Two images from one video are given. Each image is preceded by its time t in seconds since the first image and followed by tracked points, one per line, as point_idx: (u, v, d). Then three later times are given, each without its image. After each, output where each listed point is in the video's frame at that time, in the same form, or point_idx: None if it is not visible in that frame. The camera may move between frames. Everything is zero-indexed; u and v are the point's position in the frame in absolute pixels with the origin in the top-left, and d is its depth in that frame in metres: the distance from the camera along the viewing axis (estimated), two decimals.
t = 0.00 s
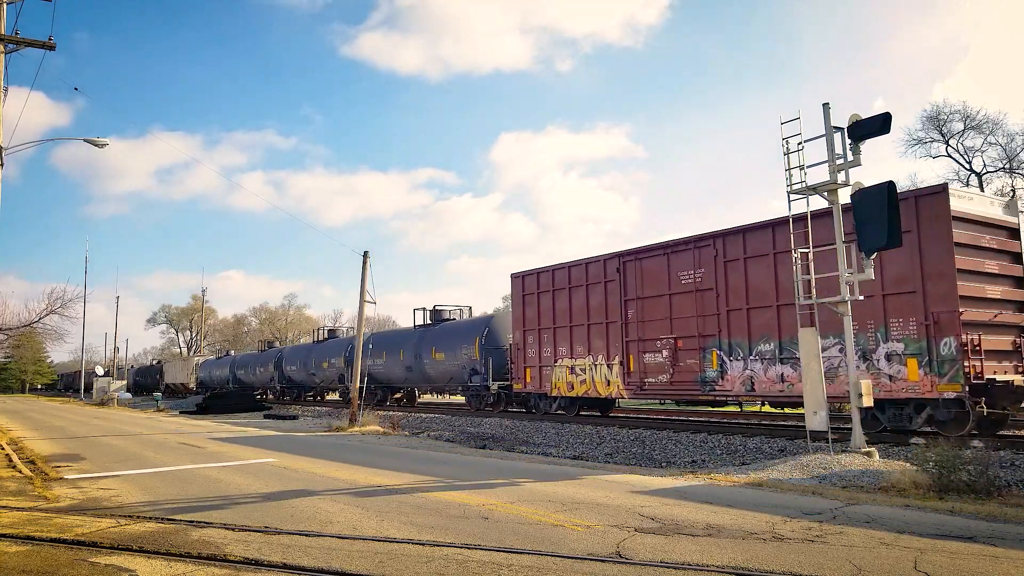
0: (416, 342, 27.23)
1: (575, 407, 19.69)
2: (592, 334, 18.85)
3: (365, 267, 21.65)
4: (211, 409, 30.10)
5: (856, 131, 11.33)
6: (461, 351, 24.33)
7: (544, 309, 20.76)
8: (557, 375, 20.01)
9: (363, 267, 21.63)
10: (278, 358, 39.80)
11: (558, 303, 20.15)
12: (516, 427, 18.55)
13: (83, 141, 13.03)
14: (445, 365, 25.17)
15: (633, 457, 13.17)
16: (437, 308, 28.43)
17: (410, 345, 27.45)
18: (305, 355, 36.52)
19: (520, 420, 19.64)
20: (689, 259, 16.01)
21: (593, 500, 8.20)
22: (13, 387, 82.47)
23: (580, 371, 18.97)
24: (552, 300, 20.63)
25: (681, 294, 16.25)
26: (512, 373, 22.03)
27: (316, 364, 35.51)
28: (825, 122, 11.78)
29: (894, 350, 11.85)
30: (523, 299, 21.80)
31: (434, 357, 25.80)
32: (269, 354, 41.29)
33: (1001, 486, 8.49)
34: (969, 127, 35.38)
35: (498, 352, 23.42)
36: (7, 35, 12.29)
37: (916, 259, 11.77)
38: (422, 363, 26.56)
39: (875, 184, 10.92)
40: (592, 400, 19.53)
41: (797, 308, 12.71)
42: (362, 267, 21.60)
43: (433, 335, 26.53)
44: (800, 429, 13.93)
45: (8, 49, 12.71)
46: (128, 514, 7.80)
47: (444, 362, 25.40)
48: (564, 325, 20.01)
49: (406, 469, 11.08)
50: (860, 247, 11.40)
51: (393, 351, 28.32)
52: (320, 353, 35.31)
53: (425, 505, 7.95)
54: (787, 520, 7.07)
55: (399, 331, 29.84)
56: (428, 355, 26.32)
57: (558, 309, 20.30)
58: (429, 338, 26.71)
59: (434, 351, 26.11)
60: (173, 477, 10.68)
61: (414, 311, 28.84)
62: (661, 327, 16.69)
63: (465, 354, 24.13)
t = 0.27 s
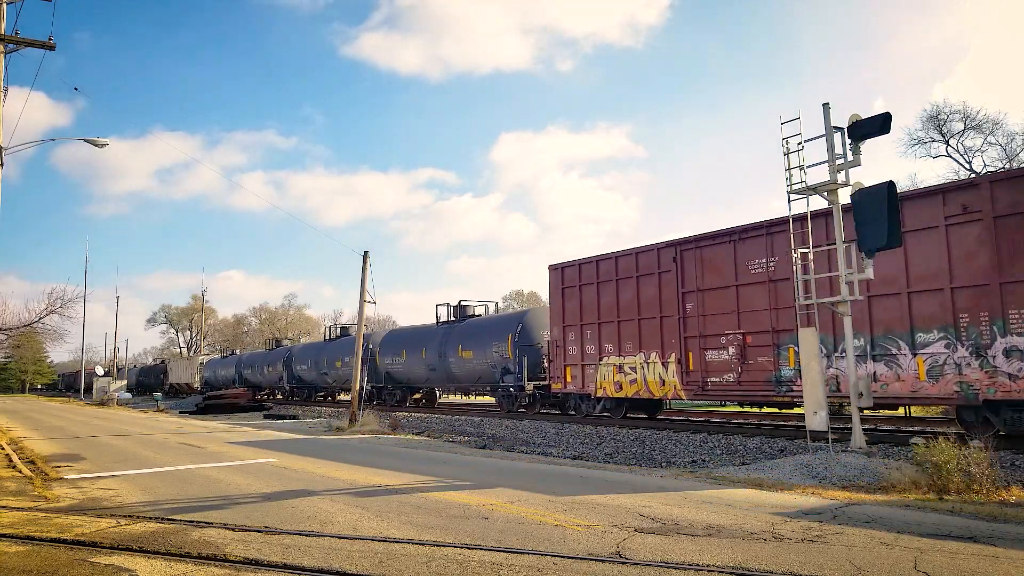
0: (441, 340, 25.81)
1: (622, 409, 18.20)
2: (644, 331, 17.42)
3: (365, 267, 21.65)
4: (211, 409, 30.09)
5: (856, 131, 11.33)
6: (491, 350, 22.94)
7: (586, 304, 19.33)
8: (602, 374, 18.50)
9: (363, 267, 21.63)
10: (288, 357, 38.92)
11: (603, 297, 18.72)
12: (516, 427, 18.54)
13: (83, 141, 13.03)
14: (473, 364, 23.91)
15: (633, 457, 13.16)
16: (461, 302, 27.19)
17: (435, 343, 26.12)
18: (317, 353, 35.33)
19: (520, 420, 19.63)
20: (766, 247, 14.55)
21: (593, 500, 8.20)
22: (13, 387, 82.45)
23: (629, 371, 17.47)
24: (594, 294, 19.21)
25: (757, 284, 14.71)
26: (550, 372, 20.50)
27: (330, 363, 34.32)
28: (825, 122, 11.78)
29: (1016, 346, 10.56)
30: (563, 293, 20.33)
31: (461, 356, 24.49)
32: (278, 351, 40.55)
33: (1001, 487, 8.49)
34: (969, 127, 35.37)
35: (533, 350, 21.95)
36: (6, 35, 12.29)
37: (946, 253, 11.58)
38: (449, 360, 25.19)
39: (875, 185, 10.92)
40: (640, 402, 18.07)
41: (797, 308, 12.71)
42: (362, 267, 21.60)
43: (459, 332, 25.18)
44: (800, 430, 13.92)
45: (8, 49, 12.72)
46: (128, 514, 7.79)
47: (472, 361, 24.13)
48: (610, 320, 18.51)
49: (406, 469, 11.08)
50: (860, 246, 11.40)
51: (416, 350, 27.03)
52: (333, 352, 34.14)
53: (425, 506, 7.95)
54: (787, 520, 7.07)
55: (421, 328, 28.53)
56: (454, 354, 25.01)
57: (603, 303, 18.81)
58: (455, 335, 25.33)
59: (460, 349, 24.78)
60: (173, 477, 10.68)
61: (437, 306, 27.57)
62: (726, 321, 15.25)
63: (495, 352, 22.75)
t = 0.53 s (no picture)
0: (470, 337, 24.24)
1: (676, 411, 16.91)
2: (704, 327, 15.87)
3: (365, 267, 21.65)
4: (211, 409, 30.09)
5: (856, 131, 11.33)
6: (527, 347, 21.58)
7: (636, 297, 17.73)
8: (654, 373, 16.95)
9: (363, 267, 21.64)
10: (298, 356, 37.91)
11: (657, 290, 17.13)
12: (516, 427, 18.55)
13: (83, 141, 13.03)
14: (506, 363, 22.57)
15: (633, 457, 13.17)
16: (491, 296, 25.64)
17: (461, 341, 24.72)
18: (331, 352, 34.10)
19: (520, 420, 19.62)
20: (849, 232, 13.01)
21: (594, 500, 8.19)
22: (13, 387, 82.46)
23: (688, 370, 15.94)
24: (646, 286, 17.62)
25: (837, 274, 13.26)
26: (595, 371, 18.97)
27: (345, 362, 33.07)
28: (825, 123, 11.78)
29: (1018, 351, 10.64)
30: (609, 285, 18.75)
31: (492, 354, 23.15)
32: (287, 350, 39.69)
33: (1002, 487, 8.49)
34: (969, 127, 35.37)
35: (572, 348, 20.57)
36: (6, 35, 12.29)
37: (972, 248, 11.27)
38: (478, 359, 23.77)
39: (875, 185, 10.92)
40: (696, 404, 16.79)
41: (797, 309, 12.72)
42: (363, 267, 21.62)
43: (488, 329, 23.79)
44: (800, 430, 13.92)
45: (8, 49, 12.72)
46: (128, 514, 7.80)
47: (505, 359, 22.80)
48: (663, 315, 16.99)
49: (406, 469, 11.08)
50: (859, 246, 11.41)
51: (440, 347, 25.65)
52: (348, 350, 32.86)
53: (425, 505, 7.95)
54: (788, 520, 7.07)
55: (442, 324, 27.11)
56: (483, 351, 23.66)
57: (655, 297, 17.25)
58: (483, 332, 23.94)
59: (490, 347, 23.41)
60: (173, 477, 10.68)
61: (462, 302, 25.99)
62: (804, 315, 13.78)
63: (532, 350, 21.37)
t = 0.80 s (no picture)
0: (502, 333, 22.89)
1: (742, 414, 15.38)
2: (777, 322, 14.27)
3: (365, 267, 21.64)
4: (211, 409, 30.09)
5: (856, 131, 11.33)
6: (566, 344, 20.10)
7: (696, 290, 16.09)
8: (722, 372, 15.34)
9: (364, 267, 21.64)
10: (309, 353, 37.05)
11: (721, 284, 15.48)
12: (516, 427, 18.55)
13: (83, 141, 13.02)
14: (543, 361, 21.11)
15: (633, 457, 13.17)
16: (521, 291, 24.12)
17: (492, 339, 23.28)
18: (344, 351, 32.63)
19: (520, 420, 19.61)
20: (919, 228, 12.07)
21: (594, 501, 8.19)
22: (13, 387, 82.49)
23: (759, 370, 14.34)
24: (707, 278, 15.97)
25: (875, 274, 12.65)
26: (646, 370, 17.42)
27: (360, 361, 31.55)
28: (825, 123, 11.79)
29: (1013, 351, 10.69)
30: (662, 277, 17.05)
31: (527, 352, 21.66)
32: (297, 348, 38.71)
33: (1002, 487, 8.49)
34: (969, 126, 35.37)
35: (618, 344, 19.05)
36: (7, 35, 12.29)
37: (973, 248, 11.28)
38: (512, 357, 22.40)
39: (875, 184, 10.92)
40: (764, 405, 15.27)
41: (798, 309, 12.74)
42: (363, 267, 21.62)
43: (521, 325, 22.37)
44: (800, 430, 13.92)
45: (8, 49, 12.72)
46: (128, 514, 7.80)
47: (542, 356, 21.32)
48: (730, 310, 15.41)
49: (405, 469, 11.08)
50: (859, 246, 11.41)
51: (468, 345, 24.24)
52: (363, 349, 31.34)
53: (425, 505, 7.95)
54: (787, 520, 7.07)
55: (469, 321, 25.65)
56: (517, 348, 22.21)
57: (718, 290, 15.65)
58: (516, 329, 22.50)
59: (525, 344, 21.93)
60: (173, 477, 10.68)
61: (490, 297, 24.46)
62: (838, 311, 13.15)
63: (573, 346, 19.86)
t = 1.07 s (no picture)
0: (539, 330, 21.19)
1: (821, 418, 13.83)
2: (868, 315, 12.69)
3: (365, 267, 21.64)
4: (211, 409, 30.10)
5: (856, 131, 11.33)
6: (612, 341, 18.56)
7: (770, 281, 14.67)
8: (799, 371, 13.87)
9: (364, 267, 21.65)
10: (320, 352, 36.30)
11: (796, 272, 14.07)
12: (516, 427, 18.55)
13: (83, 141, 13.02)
14: (586, 360, 19.43)
15: (633, 457, 13.17)
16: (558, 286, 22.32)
17: (525, 335, 21.66)
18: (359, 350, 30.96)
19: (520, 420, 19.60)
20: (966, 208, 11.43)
21: (593, 501, 8.18)
22: (13, 387, 82.50)
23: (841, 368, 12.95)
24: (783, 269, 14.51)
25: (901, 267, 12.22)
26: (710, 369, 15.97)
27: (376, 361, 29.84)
28: (825, 123, 11.78)
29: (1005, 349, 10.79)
30: (727, 267, 15.61)
31: (567, 350, 20.08)
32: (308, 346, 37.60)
33: (1002, 487, 8.49)
34: (969, 126, 35.36)
35: (673, 342, 17.39)
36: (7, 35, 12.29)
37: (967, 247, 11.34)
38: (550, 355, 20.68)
39: (875, 184, 10.92)
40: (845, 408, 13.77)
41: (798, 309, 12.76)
42: (363, 267, 21.63)
43: (559, 321, 20.80)
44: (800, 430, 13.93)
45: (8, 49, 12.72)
46: (128, 514, 7.80)
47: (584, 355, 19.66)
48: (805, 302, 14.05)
49: (405, 469, 11.07)
50: (859, 246, 11.40)
51: (500, 343, 22.56)
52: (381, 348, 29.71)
53: (425, 505, 7.95)
54: (787, 520, 7.07)
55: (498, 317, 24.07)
56: (556, 346, 20.50)
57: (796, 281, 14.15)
58: (554, 324, 20.84)
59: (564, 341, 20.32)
60: (173, 477, 10.68)
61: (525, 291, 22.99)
62: (882, 305, 12.46)
63: (621, 344, 18.31)
